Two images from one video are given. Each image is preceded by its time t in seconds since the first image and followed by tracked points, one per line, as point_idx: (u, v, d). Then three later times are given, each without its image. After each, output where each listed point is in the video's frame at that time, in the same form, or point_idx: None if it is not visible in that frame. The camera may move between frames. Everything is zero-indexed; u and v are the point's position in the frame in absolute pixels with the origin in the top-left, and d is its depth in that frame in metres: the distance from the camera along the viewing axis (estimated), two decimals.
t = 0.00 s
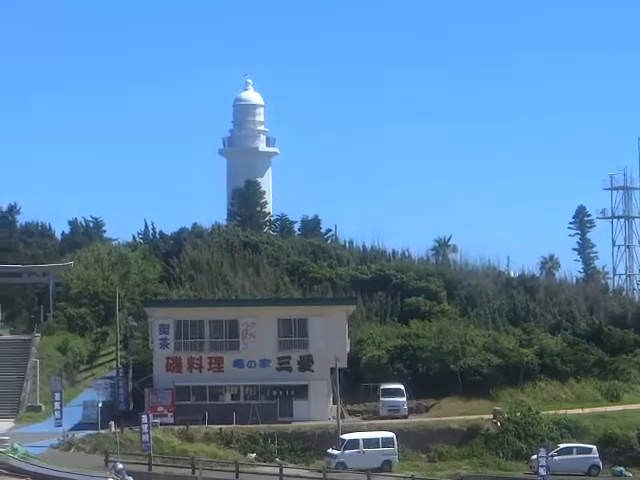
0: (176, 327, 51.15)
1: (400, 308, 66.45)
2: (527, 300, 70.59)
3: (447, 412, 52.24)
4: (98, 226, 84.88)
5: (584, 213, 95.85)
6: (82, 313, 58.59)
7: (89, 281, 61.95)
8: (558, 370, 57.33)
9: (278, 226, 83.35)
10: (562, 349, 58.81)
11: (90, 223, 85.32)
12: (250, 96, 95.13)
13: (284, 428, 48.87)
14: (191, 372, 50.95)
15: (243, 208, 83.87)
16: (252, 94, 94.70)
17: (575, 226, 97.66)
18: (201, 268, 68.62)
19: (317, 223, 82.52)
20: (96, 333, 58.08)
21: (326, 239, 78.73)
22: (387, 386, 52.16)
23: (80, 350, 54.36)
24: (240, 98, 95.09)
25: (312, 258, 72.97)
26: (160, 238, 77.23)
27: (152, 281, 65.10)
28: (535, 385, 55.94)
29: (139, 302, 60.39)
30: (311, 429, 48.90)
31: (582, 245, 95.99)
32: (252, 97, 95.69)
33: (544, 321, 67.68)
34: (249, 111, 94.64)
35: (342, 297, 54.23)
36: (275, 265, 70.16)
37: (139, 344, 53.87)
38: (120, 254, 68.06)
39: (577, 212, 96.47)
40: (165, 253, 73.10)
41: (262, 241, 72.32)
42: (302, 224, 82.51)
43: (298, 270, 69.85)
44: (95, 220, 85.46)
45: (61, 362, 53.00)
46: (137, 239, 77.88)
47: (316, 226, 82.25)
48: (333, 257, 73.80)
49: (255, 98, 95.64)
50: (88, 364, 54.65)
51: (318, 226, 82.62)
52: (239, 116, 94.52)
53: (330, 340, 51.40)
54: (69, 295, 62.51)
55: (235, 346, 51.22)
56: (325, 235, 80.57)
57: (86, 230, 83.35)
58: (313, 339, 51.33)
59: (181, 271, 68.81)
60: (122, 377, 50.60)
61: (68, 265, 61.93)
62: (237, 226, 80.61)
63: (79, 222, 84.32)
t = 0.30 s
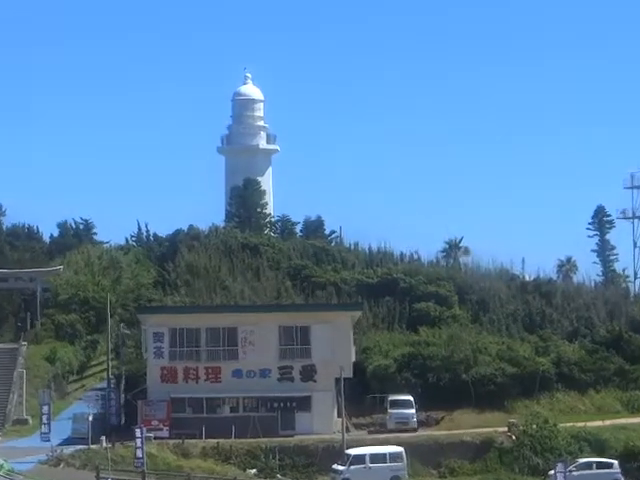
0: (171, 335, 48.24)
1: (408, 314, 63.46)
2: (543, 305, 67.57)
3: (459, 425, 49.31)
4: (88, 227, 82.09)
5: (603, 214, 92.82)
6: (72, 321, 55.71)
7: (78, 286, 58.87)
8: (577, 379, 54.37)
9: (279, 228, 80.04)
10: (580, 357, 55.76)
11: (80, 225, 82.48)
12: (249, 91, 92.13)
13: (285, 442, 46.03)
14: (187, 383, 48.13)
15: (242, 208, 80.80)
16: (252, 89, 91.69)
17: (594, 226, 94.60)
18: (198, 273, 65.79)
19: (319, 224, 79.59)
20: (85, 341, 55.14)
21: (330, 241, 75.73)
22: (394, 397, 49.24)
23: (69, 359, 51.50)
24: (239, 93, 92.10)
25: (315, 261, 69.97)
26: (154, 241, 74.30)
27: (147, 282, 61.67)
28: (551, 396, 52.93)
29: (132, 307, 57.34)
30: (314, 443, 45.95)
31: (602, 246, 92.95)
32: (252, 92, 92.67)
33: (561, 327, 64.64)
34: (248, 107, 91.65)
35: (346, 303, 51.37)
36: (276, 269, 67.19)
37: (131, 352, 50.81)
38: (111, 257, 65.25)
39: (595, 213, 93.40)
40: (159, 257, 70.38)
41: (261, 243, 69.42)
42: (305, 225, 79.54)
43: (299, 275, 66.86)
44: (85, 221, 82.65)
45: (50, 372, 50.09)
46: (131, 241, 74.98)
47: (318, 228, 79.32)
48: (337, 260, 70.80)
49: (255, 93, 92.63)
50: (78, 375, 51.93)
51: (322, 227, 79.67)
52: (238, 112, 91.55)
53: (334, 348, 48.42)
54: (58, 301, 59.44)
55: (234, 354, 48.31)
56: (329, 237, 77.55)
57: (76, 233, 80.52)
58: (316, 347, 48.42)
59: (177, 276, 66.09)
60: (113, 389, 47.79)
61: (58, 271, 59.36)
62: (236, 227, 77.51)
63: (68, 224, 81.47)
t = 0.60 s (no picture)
0: (161, 347, 43.87)
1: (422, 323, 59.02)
2: (570, 312, 63.01)
3: (478, 445, 44.92)
4: (70, 227, 78.08)
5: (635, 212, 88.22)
6: (51, 332, 53.00)
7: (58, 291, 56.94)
8: (607, 395, 49.95)
9: (279, 228, 75.80)
10: (612, 370, 51.28)
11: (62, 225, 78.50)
12: (246, 77, 87.89)
13: (287, 463, 41.63)
14: (179, 400, 43.82)
15: (238, 207, 76.42)
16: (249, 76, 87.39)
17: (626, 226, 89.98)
18: (191, 278, 61.30)
19: (324, 224, 75.31)
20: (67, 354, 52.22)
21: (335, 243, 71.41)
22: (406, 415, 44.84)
23: (49, 373, 47.90)
24: (235, 80, 87.85)
25: (320, 265, 65.73)
26: (142, 241, 70.13)
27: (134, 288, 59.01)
28: (580, 414, 48.50)
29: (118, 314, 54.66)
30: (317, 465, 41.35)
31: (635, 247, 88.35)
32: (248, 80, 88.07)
33: (590, 336, 59.96)
34: (245, 95, 87.49)
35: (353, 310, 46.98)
36: (276, 275, 62.89)
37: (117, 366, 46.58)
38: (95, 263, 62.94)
39: (627, 211, 88.87)
40: (146, 260, 65.86)
41: (260, 246, 65.43)
42: (308, 225, 75.24)
43: (303, 280, 62.55)
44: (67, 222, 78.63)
45: (27, 387, 46.14)
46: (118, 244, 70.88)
47: (323, 227, 75.04)
48: (343, 263, 66.47)
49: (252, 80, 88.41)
50: (59, 390, 47.89)
51: (327, 227, 75.36)
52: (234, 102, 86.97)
53: (340, 361, 44.05)
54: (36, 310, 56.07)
55: (230, 368, 43.98)
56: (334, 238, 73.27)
57: (56, 233, 76.49)
58: (320, 360, 43.98)
59: (167, 281, 61.48)
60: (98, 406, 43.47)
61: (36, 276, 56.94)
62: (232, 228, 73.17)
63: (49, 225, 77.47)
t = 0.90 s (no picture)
0: (149, 363, 39.47)
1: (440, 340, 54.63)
2: (603, 325, 58.44)
3: (500, 473, 40.39)
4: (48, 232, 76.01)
5: None
6: (28, 347, 51.26)
7: (34, 304, 54.63)
8: None
9: (280, 232, 72.04)
10: None
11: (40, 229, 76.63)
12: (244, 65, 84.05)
13: None
14: (168, 423, 39.53)
15: (235, 208, 72.37)
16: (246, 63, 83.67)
17: None
18: (181, 288, 57.88)
19: (328, 226, 71.01)
20: (43, 371, 50.51)
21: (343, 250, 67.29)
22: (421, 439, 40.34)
23: (25, 393, 44.36)
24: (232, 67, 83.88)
25: (325, 272, 61.76)
26: (128, 247, 66.30)
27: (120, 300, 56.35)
28: (613, 436, 44.42)
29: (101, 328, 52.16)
30: None
31: None
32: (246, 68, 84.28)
33: (626, 353, 55.41)
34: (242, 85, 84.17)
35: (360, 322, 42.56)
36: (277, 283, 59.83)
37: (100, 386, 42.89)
38: (78, 272, 59.72)
39: None
40: (133, 267, 62.86)
41: (259, 251, 62.49)
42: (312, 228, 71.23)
43: (306, 289, 59.01)
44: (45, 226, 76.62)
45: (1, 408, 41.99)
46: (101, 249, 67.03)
47: (328, 230, 70.84)
48: (351, 271, 62.30)
49: (249, 67, 84.71)
50: (35, 412, 44.76)
51: (333, 230, 71.27)
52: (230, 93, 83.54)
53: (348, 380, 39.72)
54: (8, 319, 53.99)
55: (225, 387, 39.63)
56: (342, 244, 69.56)
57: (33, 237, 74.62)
58: (325, 378, 39.58)
59: (155, 288, 58.07)
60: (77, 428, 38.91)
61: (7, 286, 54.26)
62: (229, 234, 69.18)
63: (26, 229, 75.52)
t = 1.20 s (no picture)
0: (131, 403, 35.39)
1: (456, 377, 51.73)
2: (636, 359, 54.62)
3: None
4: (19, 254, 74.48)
5: None
6: None
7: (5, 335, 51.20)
8: None
9: (278, 257, 68.01)
10: None
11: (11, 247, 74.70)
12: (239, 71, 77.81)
13: None
14: (153, 468, 35.42)
15: (228, 232, 68.39)
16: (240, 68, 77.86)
17: None
18: (167, 321, 55.21)
19: (330, 248, 67.23)
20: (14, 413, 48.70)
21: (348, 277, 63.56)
22: None
23: None
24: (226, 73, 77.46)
25: (327, 301, 59.08)
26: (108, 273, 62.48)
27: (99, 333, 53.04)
28: None
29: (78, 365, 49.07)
30: None
31: None
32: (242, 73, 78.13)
33: None
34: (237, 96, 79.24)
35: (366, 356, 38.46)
36: (273, 311, 56.73)
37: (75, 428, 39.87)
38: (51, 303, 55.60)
39: None
40: (115, 293, 59.82)
41: (254, 276, 59.09)
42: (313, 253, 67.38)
43: (307, 319, 56.01)
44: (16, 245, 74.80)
45: None
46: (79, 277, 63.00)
47: (330, 253, 67.06)
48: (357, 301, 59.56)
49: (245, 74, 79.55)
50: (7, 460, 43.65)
51: (335, 254, 67.40)
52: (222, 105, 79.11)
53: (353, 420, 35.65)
54: None
55: (217, 429, 35.53)
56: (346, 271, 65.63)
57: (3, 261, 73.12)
58: (328, 419, 35.51)
59: (136, 320, 55.14)
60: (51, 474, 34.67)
61: None
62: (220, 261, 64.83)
63: None
